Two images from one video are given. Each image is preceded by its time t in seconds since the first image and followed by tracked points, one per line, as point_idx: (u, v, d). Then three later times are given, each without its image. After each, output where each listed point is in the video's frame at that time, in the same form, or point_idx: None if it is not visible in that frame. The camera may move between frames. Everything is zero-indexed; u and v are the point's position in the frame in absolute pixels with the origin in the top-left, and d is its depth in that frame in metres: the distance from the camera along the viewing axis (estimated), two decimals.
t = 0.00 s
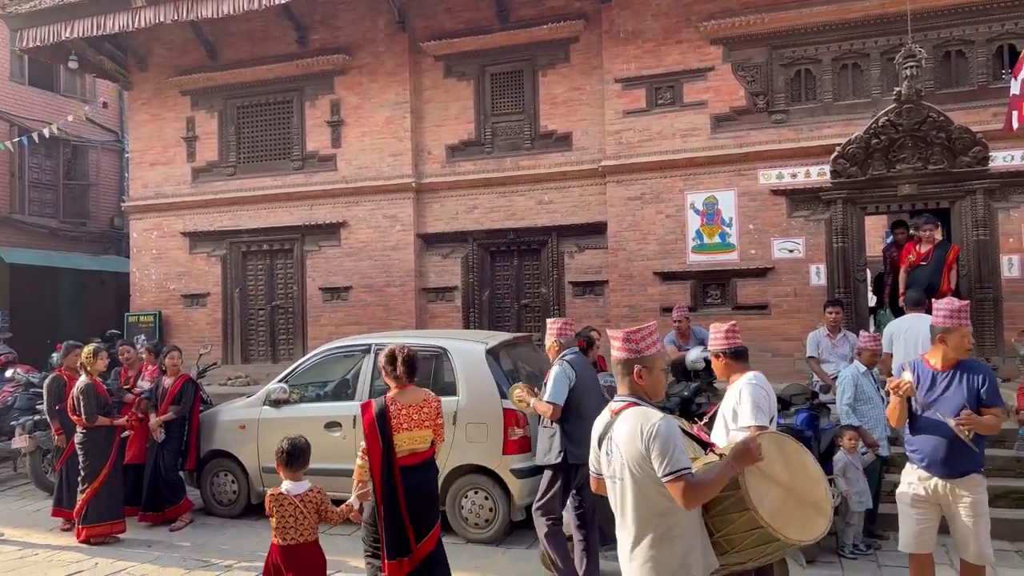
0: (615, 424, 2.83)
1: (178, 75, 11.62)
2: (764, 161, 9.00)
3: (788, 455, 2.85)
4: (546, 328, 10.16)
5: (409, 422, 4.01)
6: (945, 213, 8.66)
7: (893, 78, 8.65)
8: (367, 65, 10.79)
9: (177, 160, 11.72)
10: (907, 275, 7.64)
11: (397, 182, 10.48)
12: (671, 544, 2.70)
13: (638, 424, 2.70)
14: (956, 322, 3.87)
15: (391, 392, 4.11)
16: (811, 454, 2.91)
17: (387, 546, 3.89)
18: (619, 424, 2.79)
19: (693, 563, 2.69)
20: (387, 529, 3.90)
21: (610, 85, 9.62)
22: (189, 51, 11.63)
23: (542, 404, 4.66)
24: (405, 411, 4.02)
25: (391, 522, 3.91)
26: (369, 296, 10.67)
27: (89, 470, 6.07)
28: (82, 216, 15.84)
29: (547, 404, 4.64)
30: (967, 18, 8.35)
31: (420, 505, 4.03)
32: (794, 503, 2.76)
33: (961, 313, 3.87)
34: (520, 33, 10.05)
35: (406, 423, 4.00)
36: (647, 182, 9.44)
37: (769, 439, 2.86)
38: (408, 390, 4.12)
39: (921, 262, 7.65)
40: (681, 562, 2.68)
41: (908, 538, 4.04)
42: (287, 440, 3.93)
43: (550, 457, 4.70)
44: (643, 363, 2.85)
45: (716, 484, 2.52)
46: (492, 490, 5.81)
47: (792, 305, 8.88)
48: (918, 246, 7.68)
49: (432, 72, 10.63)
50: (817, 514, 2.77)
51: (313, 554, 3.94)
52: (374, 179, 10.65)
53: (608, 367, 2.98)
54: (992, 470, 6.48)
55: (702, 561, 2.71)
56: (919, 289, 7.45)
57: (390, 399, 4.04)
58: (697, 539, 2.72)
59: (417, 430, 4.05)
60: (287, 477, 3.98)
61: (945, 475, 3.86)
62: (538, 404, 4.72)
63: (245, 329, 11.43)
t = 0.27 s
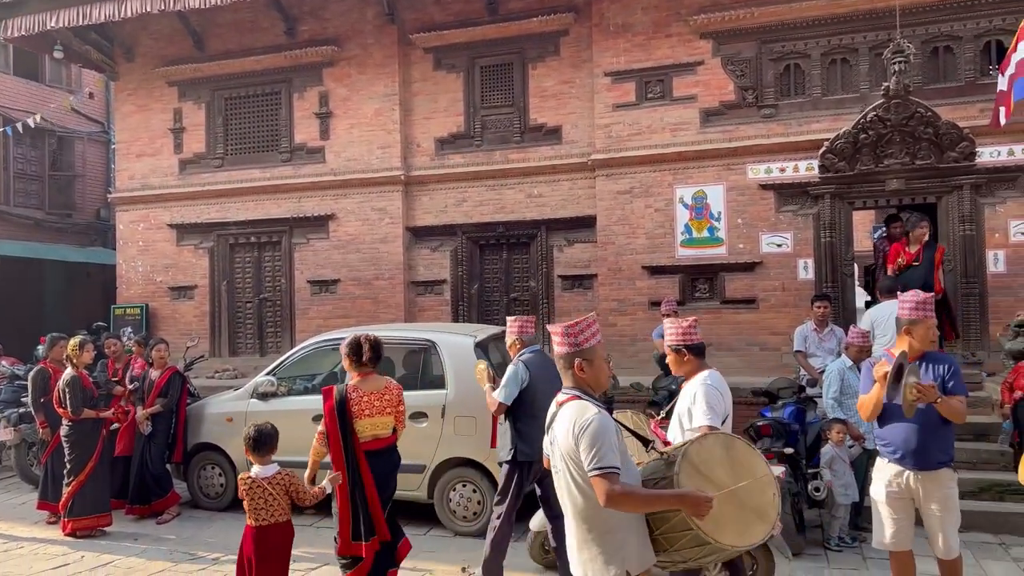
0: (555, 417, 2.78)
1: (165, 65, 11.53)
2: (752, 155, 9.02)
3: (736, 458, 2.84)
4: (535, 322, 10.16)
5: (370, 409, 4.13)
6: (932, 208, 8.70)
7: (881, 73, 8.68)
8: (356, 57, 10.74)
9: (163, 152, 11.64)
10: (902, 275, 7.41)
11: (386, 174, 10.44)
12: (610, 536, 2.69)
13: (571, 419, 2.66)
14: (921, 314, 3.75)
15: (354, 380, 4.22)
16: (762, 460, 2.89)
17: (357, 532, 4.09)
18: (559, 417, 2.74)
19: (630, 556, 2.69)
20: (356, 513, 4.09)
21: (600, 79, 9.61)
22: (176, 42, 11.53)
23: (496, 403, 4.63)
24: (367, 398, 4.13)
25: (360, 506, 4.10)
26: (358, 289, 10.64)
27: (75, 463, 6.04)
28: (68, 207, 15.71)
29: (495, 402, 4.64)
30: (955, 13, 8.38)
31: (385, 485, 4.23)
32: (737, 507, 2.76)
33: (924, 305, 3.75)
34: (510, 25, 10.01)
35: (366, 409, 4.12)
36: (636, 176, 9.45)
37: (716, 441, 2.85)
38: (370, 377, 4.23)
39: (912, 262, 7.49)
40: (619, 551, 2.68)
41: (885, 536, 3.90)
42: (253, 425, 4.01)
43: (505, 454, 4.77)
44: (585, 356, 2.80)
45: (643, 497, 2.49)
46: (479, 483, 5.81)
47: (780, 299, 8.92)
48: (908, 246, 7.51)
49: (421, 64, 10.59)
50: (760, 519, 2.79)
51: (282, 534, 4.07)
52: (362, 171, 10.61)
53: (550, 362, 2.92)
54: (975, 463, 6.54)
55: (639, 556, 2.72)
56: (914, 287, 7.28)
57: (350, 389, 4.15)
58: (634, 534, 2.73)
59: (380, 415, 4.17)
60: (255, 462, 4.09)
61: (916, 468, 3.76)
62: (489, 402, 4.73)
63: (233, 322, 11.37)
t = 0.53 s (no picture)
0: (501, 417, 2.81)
1: (156, 57, 11.46)
2: (745, 149, 9.03)
3: (677, 457, 2.79)
4: (528, 315, 10.16)
5: (347, 405, 4.38)
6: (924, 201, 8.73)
7: (874, 67, 8.69)
8: (349, 49, 10.70)
9: (155, 144, 11.58)
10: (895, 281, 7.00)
11: (379, 167, 10.42)
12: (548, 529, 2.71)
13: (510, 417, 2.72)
14: (900, 306, 3.75)
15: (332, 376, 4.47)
16: (705, 459, 2.84)
17: (330, 522, 4.27)
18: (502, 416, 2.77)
19: (570, 551, 2.70)
20: (328, 503, 4.29)
21: (594, 72, 9.60)
22: (168, 33, 11.47)
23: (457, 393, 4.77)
24: (343, 394, 4.38)
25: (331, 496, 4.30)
26: (351, 282, 10.62)
27: (67, 456, 6.02)
28: (59, 199, 15.62)
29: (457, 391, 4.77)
30: (948, 8, 8.40)
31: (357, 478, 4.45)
32: (672, 504, 2.73)
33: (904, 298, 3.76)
34: (503, 18, 9.98)
35: (341, 405, 4.36)
36: (629, 169, 9.45)
37: (659, 438, 2.80)
38: (347, 374, 4.47)
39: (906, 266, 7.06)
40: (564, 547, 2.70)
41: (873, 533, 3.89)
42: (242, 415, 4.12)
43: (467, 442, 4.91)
44: (532, 361, 2.82)
45: (574, 489, 2.51)
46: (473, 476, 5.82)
47: (772, 293, 8.94)
48: (899, 250, 7.06)
49: (415, 56, 10.56)
50: (696, 517, 2.75)
51: (266, 524, 4.15)
52: (355, 164, 10.59)
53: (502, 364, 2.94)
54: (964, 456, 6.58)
55: (579, 551, 2.71)
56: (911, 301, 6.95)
57: (329, 384, 4.37)
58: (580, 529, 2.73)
59: (354, 411, 4.42)
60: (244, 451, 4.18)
61: (893, 460, 3.78)
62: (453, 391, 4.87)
63: (225, 315, 11.34)
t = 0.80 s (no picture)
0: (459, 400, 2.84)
1: (151, 48, 11.40)
2: (743, 141, 9.03)
3: (626, 441, 2.84)
4: (525, 307, 10.17)
5: (330, 387, 4.64)
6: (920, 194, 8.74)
7: (871, 59, 8.69)
8: (345, 40, 10.66)
9: (151, 135, 11.54)
10: (892, 273, 7.00)
11: (375, 159, 10.40)
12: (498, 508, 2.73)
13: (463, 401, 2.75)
14: (884, 298, 3.73)
15: (314, 359, 4.70)
16: (654, 445, 2.89)
17: (301, 493, 4.58)
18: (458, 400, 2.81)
19: (516, 530, 2.71)
20: (306, 478, 4.58)
21: (591, 63, 9.58)
22: (163, 23, 11.41)
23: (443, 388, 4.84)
24: (326, 375, 4.63)
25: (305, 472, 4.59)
26: (347, 274, 10.61)
27: (64, 447, 6.02)
28: (54, 190, 15.56)
29: (445, 386, 4.82)
30: None
31: (331, 457, 4.71)
32: (616, 486, 2.77)
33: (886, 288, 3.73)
34: (500, 9, 9.95)
35: (323, 387, 4.61)
36: (626, 161, 9.44)
37: (609, 422, 2.85)
38: (327, 357, 4.72)
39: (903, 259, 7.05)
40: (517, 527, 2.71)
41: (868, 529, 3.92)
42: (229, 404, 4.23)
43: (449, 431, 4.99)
44: (490, 343, 2.84)
45: (513, 471, 2.57)
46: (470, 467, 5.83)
47: (769, 285, 8.95)
48: (897, 242, 7.07)
49: (411, 47, 10.52)
50: (640, 502, 2.79)
51: (252, 511, 4.25)
52: (352, 156, 10.56)
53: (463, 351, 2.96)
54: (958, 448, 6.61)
55: (527, 530, 2.72)
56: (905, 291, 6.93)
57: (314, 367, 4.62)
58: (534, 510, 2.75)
59: (335, 394, 4.68)
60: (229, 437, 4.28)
61: (881, 452, 3.79)
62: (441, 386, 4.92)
63: (222, 307, 11.33)
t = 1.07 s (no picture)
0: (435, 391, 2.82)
1: (150, 36, 11.36)
2: (744, 130, 9.00)
3: (591, 431, 2.83)
4: (525, 297, 10.16)
5: (304, 376, 4.71)
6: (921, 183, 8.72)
7: (874, 48, 8.65)
8: (345, 29, 10.62)
9: (151, 124, 11.51)
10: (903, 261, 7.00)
11: (376, 148, 10.37)
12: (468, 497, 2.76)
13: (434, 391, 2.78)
14: (871, 290, 3.52)
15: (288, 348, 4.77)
16: (620, 434, 2.88)
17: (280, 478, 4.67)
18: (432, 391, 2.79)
19: (484, 520, 2.73)
20: (284, 463, 4.67)
21: (592, 52, 9.55)
22: (163, 12, 11.36)
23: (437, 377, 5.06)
24: (302, 366, 4.71)
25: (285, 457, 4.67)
26: (348, 264, 10.60)
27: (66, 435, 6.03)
28: (54, 180, 15.54)
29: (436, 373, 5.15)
30: None
31: (314, 445, 4.77)
32: (578, 476, 2.78)
33: (880, 277, 3.50)
34: None
35: (299, 375, 4.69)
36: (627, 150, 9.42)
37: (573, 412, 2.84)
38: (300, 347, 4.78)
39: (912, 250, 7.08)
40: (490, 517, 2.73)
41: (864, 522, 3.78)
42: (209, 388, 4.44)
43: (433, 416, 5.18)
44: (461, 330, 2.83)
45: (475, 456, 2.58)
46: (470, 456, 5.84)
47: (769, 275, 8.95)
48: (906, 233, 7.10)
49: (411, 35, 10.49)
50: (601, 492, 2.80)
51: (231, 495, 4.36)
52: (352, 145, 10.54)
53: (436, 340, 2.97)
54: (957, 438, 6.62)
55: (493, 520, 2.74)
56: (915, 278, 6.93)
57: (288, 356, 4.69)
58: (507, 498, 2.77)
59: (312, 382, 4.76)
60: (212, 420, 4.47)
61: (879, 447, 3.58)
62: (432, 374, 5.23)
63: (223, 297, 11.34)
